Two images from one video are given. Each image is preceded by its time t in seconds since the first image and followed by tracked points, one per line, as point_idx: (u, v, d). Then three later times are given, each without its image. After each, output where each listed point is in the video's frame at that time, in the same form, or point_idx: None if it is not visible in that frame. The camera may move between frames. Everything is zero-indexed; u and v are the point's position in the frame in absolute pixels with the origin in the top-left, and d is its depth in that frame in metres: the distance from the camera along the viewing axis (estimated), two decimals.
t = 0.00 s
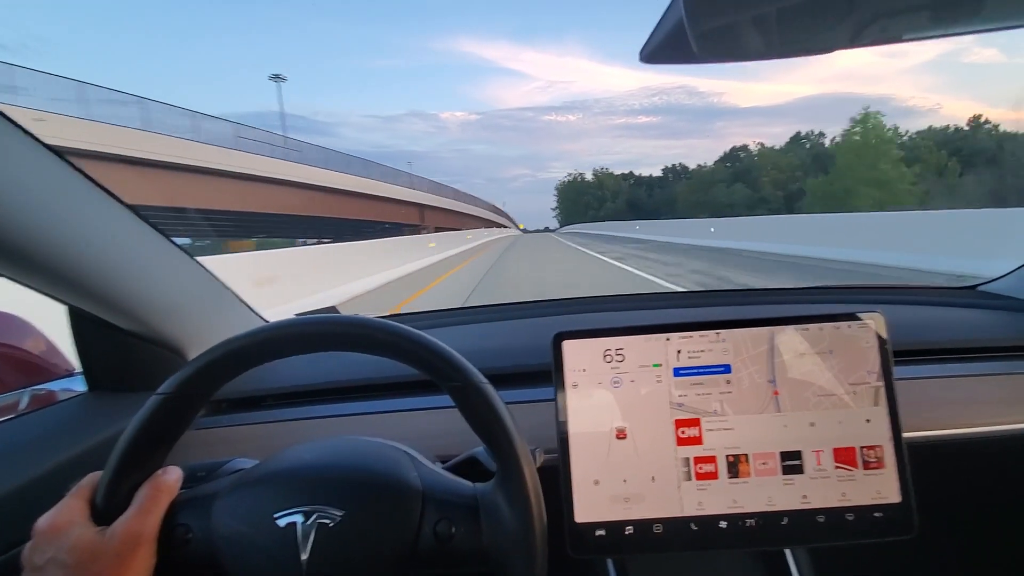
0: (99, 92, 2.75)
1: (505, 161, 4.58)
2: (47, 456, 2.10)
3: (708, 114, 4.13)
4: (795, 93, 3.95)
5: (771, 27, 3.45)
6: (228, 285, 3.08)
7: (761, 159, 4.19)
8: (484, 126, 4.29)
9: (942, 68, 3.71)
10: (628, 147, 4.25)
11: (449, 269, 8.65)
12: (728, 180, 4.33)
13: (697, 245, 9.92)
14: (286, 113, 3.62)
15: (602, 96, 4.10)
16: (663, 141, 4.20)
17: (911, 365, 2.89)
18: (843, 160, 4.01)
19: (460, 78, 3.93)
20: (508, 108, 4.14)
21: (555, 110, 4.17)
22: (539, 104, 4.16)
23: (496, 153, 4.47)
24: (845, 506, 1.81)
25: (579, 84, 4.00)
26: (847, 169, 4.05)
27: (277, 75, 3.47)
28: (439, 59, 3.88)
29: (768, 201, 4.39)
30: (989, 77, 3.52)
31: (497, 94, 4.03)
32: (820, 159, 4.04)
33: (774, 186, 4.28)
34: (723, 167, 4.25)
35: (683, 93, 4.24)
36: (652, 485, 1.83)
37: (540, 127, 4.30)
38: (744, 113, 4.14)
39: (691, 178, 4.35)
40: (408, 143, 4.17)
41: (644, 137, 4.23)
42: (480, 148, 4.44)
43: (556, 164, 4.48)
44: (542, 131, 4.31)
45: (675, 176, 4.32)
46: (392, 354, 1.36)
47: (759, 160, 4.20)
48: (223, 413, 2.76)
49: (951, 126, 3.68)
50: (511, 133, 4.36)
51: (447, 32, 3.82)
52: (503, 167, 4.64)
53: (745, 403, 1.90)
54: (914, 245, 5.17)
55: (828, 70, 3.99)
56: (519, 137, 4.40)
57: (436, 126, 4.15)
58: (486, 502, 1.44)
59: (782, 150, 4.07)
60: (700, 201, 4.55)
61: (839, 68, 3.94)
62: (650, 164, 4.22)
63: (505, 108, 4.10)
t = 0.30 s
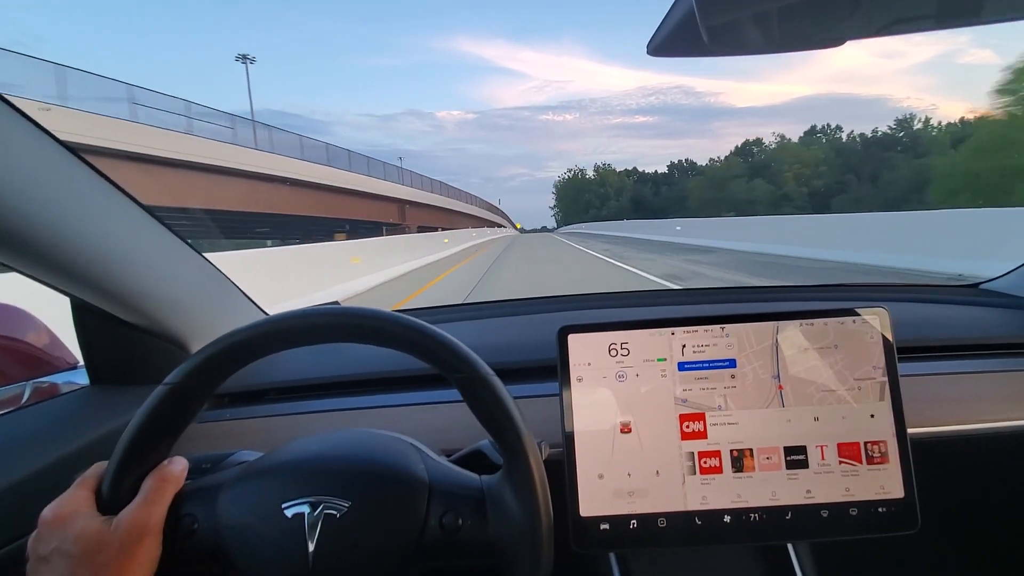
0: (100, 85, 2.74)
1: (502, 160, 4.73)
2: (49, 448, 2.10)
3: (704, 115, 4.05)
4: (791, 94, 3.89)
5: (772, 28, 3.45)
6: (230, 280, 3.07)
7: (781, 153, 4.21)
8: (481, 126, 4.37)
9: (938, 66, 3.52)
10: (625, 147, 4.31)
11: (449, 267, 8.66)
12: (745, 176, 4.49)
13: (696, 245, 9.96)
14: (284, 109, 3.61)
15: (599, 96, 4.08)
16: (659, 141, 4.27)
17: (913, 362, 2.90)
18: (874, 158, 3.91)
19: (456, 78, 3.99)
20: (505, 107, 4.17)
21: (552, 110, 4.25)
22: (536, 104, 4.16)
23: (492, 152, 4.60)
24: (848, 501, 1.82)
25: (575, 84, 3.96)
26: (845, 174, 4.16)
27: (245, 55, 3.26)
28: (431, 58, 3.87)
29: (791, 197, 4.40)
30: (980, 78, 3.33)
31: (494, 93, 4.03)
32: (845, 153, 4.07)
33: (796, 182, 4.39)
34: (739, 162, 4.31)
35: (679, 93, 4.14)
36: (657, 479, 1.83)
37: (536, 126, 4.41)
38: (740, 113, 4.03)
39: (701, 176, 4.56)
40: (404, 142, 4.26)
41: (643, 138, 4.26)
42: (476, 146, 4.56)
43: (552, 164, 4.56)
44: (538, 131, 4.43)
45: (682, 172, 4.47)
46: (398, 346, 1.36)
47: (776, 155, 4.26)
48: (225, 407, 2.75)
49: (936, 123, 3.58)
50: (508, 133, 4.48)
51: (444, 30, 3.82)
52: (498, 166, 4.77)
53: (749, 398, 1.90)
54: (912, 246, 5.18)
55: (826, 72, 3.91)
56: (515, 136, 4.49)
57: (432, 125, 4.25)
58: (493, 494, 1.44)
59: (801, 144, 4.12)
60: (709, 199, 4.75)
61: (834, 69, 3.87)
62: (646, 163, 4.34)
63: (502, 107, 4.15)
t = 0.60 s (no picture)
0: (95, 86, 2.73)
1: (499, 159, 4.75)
2: (46, 450, 2.09)
3: (700, 113, 4.09)
4: (788, 93, 3.83)
5: (772, 25, 3.42)
6: (228, 280, 3.07)
7: (807, 145, 3.94)
8: (478, 125, 4.38)
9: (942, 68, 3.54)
10: (621, 147, 4.31)
11: (449, 266, 8.67)
12: (766, 169, 4.22)
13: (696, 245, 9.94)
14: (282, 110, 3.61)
15: (596, 96, 4.07)
16: (656, 141, 4.18)
17: (913, 362, 2.88)
18: (907, 152, 3.67)
19: (453, 76, 3.92)
20: (501, 106, 4.20)
21: (549, 110, 4.27)
22: (532, 103, 4.19)
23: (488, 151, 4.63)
24: (848, 503, 1.81)
25: (573, 83, 3.97)
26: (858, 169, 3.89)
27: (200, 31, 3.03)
28: (429, 58, 3.85)
29: (822, 192, 4.09)
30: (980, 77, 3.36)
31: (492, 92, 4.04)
32: (877, 145, 3.76)
33: (825, 175, 4.05)
34: (755, 155, 4.13)
35: (676, 93, 4.12)
36: (655, 481, 1.82)
37: (533, 125, 4.42)
38: (737, 113, 4.09)
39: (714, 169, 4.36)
40: (401, 141, 4.18)
41: (642, 137, 4.23)
42: (473, 146, 4.59)
43: (550, 163, 4.76)
44: (535, 131, 4.45)
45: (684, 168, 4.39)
46: (391, 348, 1.35)
47: (799, 146, 4.00)
48: (223, 408, 2.75)
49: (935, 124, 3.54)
50: (504, 132, 4.49)
51: (441, 30, 3.81)
52: (495, 165, 4.81)
53: (747, 400, 1.89)
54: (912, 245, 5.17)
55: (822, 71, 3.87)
56: (512, 135, 4.50)
57: (429, 124, 4.21)
58: (489, 496, 1.43)
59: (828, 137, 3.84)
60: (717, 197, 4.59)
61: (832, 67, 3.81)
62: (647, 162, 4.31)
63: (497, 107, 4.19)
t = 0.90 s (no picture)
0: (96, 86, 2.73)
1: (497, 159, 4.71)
2: (51, 450, 2.10)
3: (699, 113, 4.01)
4: (787, 93, 3.83)
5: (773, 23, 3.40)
6: (230, 280, 3.07)
7: (841, 134, 3.75)
8: (476, 124, 4.38)
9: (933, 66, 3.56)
10: (621, 147, 4.24)
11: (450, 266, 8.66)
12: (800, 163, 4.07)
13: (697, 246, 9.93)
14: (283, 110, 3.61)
15: (594, 95, 3.96)
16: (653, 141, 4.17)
17: (915, 365, 2.88)
18: (945, 144, 3.47)
19: (451, 76, 3.94)
20: (499, 106, 4.15)
21: (547, 109, 4.15)
22: (531, 103, 4.13)
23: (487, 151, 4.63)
24: (850, 505, 1.81)
25: (569, 81, 3.87)
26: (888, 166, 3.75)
27: None
28: (427, 56, 3.85)
29: (862, 188, 3.90)
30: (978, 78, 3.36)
31: (490, 91, 4.01)
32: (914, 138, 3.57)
33: (864, 170, 3.85)
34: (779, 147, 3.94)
35: (674, 92, 4.09)
36: (657, 483, 1.83)
37: (530, 125, 4.34)
38: (736, 114, 3.96)
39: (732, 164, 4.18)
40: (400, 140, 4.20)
41: (640, 136, 4.16)
42: (472, 145, 4.60)
43: (548, 163, 4.60)
44: (534, 130, 4.37)
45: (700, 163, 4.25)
46: (392, 349, 1.36)
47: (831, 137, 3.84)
48: (225, 408, 2.75)
49: (978, 114, 3.37)
50: (502, 132, 4.45)
51: (440, 29, 3.81)
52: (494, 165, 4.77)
53: (750, 402, 1.90)
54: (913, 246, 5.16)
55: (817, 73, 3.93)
56: (511, 135, 4.45)
57: (427, 123, 4.23)
58: (493, 498, 1.44)
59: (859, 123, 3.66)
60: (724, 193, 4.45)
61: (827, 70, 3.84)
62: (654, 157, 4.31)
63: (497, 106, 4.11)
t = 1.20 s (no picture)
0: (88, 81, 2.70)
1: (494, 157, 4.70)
2: (43, 447, 2.08)
3: (696, 111, 3.99)
4: (784, 92, 3.77)
5: (771, 18, 3.37)
6: (225, 277, 3.05)
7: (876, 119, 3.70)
8: (472, 122, 4.41)
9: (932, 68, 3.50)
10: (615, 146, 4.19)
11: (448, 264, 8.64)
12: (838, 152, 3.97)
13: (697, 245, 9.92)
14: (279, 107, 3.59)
15: (591, 93, 3.97)
16: (650, 140, 4.13)
17: (916, 360, 2.86)
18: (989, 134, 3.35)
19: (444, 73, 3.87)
20: (496, 104, 4.15)
21: (544, 107, 4.17)
22: (527, 101, 4.11)
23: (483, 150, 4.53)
24: (851, 501, 1.79)
25: (567, 80, 3.90)
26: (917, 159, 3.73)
27: None
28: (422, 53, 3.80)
29: (915, 180, 3.76)
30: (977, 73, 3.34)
31: (486, 89, 4.01)
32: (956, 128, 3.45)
33: (914, 160, 3.73)
34: (806, 137, 3.96)
35: (671, 90, 4.01)
36: (655, 479, 1.80)
37: (528, 123, 4.35)
38: (731, 111, 3.90)
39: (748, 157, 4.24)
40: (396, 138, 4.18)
41: (637, 134, 4.15)
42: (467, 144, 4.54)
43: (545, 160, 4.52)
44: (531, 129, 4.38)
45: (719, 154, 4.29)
46: (383, 343, 1.33)
47: (870, 124, 3.73)
48: (220, 405, 2.73)
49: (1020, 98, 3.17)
50: (501, 129, 4.47)
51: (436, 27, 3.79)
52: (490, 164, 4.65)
53: (749, 397, 1.87)
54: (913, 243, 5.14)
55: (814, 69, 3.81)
56: (508, 132, 4.45)
57: (424, 121, 4.18)
58: (487, 493, 1.41)
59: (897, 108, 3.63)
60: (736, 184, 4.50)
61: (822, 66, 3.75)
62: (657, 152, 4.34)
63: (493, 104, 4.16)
